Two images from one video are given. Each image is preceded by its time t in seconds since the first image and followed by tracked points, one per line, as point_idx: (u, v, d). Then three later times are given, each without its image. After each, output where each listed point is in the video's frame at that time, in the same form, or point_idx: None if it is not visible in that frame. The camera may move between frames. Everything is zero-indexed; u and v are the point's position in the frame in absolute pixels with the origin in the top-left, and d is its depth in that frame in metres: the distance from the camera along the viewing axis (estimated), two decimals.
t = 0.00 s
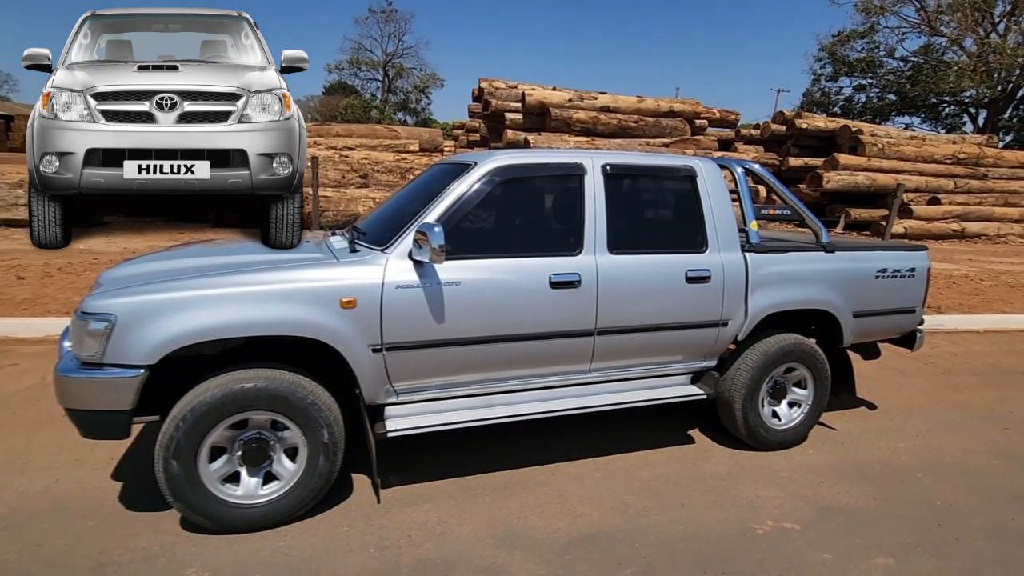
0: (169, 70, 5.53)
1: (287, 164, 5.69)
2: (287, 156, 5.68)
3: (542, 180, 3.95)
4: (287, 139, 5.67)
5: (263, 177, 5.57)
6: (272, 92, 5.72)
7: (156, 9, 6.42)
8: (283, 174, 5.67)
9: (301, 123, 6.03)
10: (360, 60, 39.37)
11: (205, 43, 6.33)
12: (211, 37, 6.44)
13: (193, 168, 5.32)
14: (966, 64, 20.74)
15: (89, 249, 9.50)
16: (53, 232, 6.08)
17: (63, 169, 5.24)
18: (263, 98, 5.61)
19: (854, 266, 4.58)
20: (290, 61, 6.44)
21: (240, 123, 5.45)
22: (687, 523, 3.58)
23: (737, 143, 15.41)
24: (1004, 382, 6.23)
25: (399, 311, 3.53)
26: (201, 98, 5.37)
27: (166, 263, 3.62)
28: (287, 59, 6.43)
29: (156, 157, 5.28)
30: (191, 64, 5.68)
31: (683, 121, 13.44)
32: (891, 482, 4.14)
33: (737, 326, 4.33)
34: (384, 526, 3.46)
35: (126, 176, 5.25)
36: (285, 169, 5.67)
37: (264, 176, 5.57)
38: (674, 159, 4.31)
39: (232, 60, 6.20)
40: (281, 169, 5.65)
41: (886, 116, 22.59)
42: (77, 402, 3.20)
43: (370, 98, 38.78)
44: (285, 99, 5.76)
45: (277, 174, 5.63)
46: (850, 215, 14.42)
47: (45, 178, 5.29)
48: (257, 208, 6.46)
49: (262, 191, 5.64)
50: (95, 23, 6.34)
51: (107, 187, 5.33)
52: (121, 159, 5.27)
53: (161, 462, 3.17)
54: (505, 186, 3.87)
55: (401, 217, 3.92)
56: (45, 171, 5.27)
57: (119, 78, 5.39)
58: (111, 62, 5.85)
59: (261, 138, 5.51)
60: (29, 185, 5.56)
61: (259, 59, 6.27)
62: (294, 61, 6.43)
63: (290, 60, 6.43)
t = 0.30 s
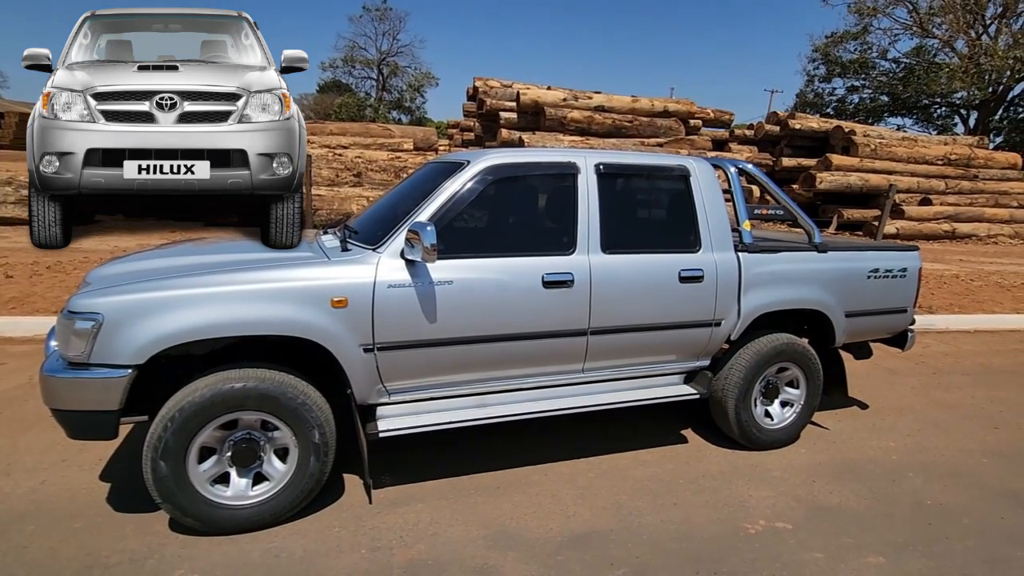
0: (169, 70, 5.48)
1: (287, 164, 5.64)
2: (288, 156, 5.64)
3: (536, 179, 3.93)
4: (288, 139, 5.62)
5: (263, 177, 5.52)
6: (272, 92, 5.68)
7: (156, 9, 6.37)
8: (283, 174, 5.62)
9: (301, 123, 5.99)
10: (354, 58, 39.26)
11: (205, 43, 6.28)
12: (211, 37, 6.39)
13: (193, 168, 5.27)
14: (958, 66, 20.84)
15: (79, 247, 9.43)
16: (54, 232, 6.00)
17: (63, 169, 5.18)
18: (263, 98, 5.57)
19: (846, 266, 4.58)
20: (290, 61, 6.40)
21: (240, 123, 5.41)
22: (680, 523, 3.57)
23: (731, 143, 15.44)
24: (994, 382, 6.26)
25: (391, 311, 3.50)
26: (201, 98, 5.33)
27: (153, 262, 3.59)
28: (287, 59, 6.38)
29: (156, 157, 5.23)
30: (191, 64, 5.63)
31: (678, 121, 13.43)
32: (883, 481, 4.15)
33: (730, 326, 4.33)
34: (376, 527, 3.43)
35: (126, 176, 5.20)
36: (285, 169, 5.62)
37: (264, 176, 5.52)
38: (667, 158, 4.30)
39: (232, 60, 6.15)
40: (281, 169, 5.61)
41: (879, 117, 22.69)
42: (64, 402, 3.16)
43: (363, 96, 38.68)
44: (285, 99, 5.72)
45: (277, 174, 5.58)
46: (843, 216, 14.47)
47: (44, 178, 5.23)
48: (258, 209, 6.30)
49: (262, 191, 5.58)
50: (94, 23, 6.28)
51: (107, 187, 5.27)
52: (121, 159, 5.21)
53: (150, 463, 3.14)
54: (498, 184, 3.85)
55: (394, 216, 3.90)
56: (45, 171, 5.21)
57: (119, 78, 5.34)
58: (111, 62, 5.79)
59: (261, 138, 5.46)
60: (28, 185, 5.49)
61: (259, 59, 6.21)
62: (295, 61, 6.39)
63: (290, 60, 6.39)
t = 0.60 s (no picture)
0: (169, 70, 5.45)
1: (287, 164, 5.61)
2: (288, 156, 5.60)
3: (532, 178, 3.92)
4: (287, 139, 5.59)
5: (262, 177, 5.48)
6: (272, 92, 5.65)
7: (156, 9, 6.34)
8: (283, 174, 5.59)
9: (301, 123, 5.96)
10: (351, 57, 39.17)
11: (205, 43, 6.25)
12: (211, 37, 6.36)
13: (193, 168, 5.24)
14: (953, 67, 20.90)
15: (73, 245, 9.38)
16: (54, 232, 5.95)
17: (63, 168, 5.15)
18: (263, 98, 5.54)
19: (842, 265, 4.58)
20: (290, 61, 6.37)
21: (240, 123, 5.38)
22: (676, 522, 3.57)
23: (727, 143, 15.45)
24: (988, 381, 6.27)
25: (386, 309, 3.49)
26: (201, 98, 5.30)
27: (146, 260, 3.56)
28: (287, 59, 6.35)
29: (156, 157, 5.20)
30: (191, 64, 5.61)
31: (674, 121, 13.43)
32: (877, 480, 4.15)
33: (726, 325, 4.33)
34: (371, 527, 3.42)
35: (126, 176, 5.17)
36: (285, 169, 5.59)
37: (264, 176, 5.48)
38: (664, 157, 4.30)
39: (232, 60, 6.12)
40: (281, 169, 5.57)
41: (874, 117, 22.75)
42: (55, 401, 3.13)
43: (359, 94, 38.60)
44: (285, 99, 5.70)
45: (277, 174, 5.55)
46: (838, 216, 14.50)
47: (44, 178, 5.19)
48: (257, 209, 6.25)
49: (262, 191, 5.54)
50: (94, 23, 6.24)
51: (107, 188, 5.24)
52: (121, 159, 5.18)
53: (143, 462, 3.12)
54: (494, 183, 3.83)
55: (389, 214, 3.88)
56: (45, 171, 5.17)
57: (119, 78, 5.31)
58: (111, 62, 5.75)
59: (261, 138, 5.43)
60: (29, 185, 5.46)
61: (259, 59, 6.18)
62: (294, 61, 6.36)
63: (290, 60, 6.36)
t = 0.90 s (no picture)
0: (168, 70, 5.45)
1: (287, 164, 5.58)
2: (288, 156, 5.57)
3: (531, 177, 3.91)
4: (287, 138, 5.57)
5: (262, 177, 5.46)
6: (272, 92, 5.64)
7: (156, 9, 6.32)
8: (283, 174, 5.56)
9: (301, 123, 5.95)
10: (349, 55, 39.13)
11: (205, 43, 6.24)
12: (211, 37, 6.35)
13: (193, 168, 5.22)
14: (951, 68, 20.91)
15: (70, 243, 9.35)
16: (54, 232, 5.92)
17: (63, 168, 5.13)
18: (263, 98, 5.53)
19: (840, 265, 4.58)
20: (290, 61, 6.36)
21: (240, 123, 5.36)
22: (674, 522, 3.57)
23: (726, 142, 15.45)
24: (985, 382, 6.28)
25: (384, 308, 3.48)
26: (201, 98, 5.30)
27: (143, 258, 3.55)
28: (287, 59, 6.34)
29: (156, 157, 5.19)
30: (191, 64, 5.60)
31: (673, 121, 13.44)
32: (875, 480, 4.15)
33: (724, 325, 4.33)
34: (369, 525, 3.42)
35: (126, 176, 5.15)
36: (285, 169, 5.57)
37: (264, 176, 5.45)
38: (663, 157, 4.29)
39: (232, 60, 6.11)
40: (281, 168, 5.55)
41: (873, 118, 22.77)
42: (53, 399, 3.12)
43: (358, 93, 38.56)
44: (285, 99, 5.69)
45: (277, 174, 5.53)
46: (836, 216, 14.51)
47: (44, 178, 5.18)
48: (258, 210, 6.21)
49: (262, 192, 5.51)
50: (94, 23, 6.23)
51: (107, 188, 5.22)
52: (121, 159, 5.16)
53: (140, 461, 3.11)
54: (493, 182, 3.82)
55: (388, 213, 3.88)
56: (45, 171, 5.15)
57: (119, 78, 5.30)
58: (111, 62, 5.73)
59: (261, 138, 5.41)
60: (29, 185, 5.44)
61: (259, 59, 6.16)
62: (294, 61, 6.35)
63: (290, 60, 6.35)
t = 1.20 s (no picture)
0: (169, 70, 5.45)
1: (287, 164, 5.58)
2: (287, 156, 5.56)
3: (531, 176, 3.92)
4: (288, 138, 5.57)
5: (262, 177, 5.45)
6: (272, 92, 5.65)
7: (156, 9, 6.33)
8: (283, 174, 5.56)
9: (301, 123, 5.95)
10: (350, 53, 39.11)
11: (205, 43, 6.24)
12: (211, 37, 6.35)
13: (193, 168, 5.23)
14: (952, 68, 20.89)
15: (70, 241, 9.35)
16: (53, 232, 5.91)
17: (63, 168, 5.13)
18: (263, 98, 5.53)
19: (841, 266, 4.58)
20: (290, 61, 6.36)
21: (240, 123, 5.37)
22: (673, 521, 3.57)
23: (726, 143, 15.45)
24: (985, 382, 6.29)
25: (386, 307, 3.49)
26: (201, 98, 5.30)
27: (144, 256, 3.56)
28: (287, 58, 6.34)
29: (156, 157, 5.19)
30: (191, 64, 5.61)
31: (674, 121, 13.45)
32: (875, 480, 4.16)
33: (725, 325, 4.33)
34: (369, 523, 3.42)
35: (126, 176, 5.15)
36: (285, 169, 5.56)
37: (264, 176, 5.45)
38: (664, 156, 4.30)
39: (232, 60, 6.11)
40: (281, 168, 5.54)
41: (874, 118, 22.75)
42: (54, 396, 3.13)
43: (359, 92, 38.55)
44: (285, 99, 5.69)
45: (277, 174, 5.52)
46: (837, 216, 14.51)
47: (45, 178, 5.17)
48: (257, 209, 6.11)
49: (262, 191, 5.50)
50: (94, 23, 6.23)
51: (107, 188, 5.21)
52: (121, 159, 5.16)
53: (141, 458, 3.12)
54: (494, 181, 3.83)
55: (389, 211, 3.88)
56: (45, 171, 5.16)
57: (119, 78, 5.31)
58: (111, 62, 5.73)
59: (261, 138, 5.41)
60: (29, 185, 5.44)
61: (259, 59, 6.17)
62: (294, 61, 6.35)
63: (290, 60, 6.35)
